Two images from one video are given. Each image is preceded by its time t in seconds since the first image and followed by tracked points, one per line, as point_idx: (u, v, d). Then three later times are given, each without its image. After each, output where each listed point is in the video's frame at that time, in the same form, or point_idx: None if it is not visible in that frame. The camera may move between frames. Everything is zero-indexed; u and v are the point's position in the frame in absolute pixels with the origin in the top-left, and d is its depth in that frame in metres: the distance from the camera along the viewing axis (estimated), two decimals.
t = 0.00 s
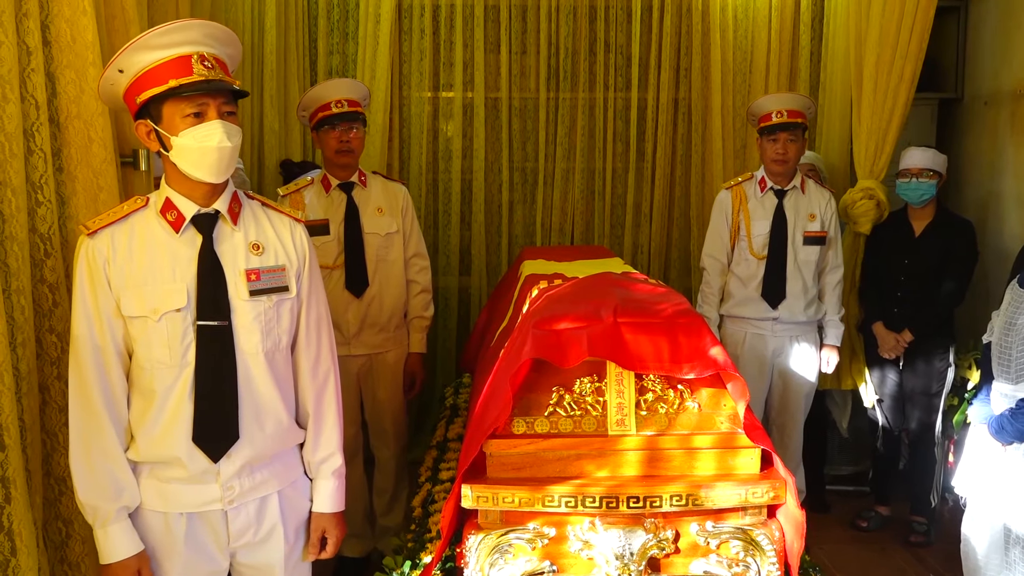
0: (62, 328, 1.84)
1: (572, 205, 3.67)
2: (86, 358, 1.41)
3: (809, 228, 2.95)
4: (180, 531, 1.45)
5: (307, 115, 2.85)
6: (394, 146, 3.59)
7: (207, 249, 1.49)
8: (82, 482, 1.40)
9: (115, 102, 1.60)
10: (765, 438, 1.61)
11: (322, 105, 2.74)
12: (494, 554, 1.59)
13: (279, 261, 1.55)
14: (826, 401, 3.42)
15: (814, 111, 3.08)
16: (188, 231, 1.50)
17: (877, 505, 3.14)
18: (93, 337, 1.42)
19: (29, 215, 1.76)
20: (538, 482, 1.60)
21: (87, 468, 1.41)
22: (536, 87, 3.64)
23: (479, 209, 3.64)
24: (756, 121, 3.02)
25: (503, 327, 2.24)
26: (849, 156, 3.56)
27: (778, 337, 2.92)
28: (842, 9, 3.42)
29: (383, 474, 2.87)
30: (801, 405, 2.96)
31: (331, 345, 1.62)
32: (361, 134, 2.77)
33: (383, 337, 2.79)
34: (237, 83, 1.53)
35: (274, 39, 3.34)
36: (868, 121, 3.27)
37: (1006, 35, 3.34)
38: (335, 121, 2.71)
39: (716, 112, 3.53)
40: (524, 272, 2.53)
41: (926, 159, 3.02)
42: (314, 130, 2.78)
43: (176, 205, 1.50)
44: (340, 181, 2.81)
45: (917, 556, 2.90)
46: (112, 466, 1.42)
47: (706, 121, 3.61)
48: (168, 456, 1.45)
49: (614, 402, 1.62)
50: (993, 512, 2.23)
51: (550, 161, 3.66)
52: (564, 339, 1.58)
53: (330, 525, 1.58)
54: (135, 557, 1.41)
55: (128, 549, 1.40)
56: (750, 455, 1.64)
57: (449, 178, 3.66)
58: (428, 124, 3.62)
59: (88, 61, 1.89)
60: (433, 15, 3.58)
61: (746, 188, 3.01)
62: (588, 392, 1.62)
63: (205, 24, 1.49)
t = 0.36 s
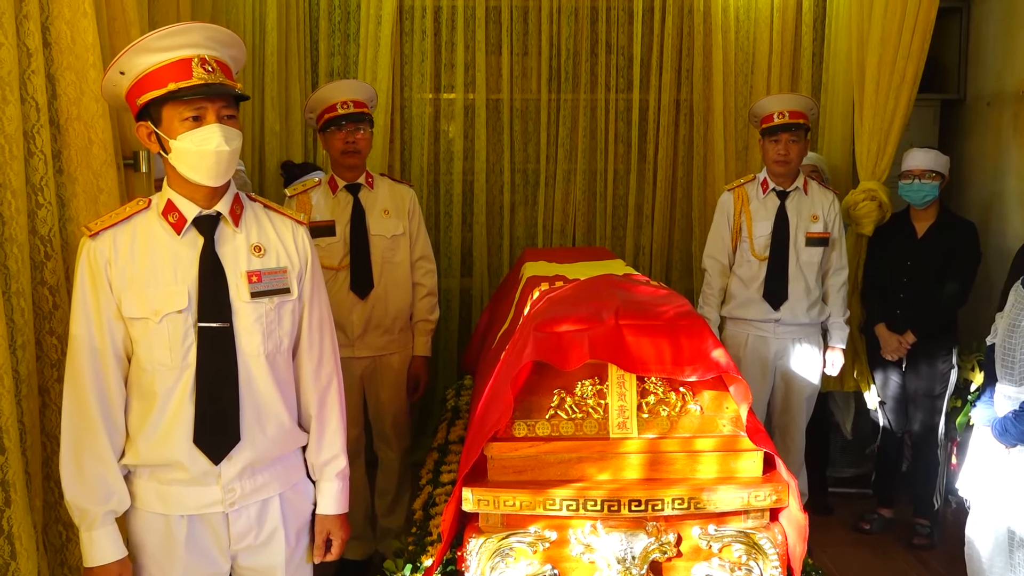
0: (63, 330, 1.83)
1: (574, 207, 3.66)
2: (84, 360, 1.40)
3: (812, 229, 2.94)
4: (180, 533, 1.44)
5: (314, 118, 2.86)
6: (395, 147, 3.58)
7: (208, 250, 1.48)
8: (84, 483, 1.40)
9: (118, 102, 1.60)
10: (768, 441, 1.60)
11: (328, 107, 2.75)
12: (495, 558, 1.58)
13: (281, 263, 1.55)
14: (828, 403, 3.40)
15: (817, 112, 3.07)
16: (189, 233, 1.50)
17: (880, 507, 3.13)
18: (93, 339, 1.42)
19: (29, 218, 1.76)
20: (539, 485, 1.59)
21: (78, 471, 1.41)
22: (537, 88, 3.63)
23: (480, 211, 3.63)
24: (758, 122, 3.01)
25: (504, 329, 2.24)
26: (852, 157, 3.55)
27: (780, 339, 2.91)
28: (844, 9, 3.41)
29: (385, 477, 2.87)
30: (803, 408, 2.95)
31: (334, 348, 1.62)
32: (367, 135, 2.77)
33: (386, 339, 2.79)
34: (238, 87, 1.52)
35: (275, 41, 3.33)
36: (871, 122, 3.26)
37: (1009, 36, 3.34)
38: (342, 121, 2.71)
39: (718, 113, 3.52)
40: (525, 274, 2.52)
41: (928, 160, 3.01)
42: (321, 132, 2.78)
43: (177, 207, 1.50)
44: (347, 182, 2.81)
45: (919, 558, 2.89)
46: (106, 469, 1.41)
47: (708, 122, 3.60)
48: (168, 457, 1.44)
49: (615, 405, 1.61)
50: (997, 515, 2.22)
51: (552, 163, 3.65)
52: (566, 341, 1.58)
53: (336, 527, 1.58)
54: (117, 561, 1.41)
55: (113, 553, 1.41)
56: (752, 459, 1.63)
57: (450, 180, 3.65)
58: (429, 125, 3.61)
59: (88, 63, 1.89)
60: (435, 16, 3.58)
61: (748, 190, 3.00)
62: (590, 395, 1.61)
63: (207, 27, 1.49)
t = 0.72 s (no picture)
0: (60, 343, 1.82)
1: (575, 218, 3.65)
2: (78, 371, 1.39)
3: (815, 242, 2.93)
4: (172, 548, 1.42)
5: (319, 129, 2.86)
6: (396, 158, 3.58)
7: (207, 263, 1.47)
8: (77, 496, 1.38)
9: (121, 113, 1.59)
10: (770, 457, 1.59)
11: (332, 118, 2.75)
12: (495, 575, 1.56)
13: (279, 276, 1.53)
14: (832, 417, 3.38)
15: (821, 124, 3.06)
16: (188, 244, 1.49)
17: (884, 522, 3.11)
18: (87, 349, 1.41)
19: (26, 230, 1.75)
20: (538, 502, 1.57)
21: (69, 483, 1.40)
22: (538, 100, 3.63)
23: (481, 222, 3.62)
24: (761, 135, 3.00)
25: (505, 342, 2.22)
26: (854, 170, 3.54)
27: (783, 352, 2.90)
28: (845, 21, 3.40)
29: (384, 491, 2.85)
30: (805, 422, 2.93)
31: (332, 362, 1.60)
32: (372, 146, 2.76)
33: (387, 352, 2.77)
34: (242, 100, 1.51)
35: (276, 52, 3.33)
36: (873, 134, 3.25)
37: (1010, 48, 3.33)
38: (346, 132, 2.71)
39: (719, 125, 3.52)
40: (525, 286, 2.51)
41: (931, 173, 3.00)
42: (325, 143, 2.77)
43: (177, 218, 1.49)
44: (351, 194, 2.80)
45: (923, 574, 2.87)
46: (98, 481, 1.40)
47: (710, 133, 3.59)
48: (162, 471, 1.42)
49: (616, 420, 1.59)
50: (1002, 531, 2.19)
51: (553, 175, 3.64)
52: (566, 355, 1.56)
53: (332, 543, 1.55)
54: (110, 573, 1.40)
55: (104, 566, 1.39)
56: (755, 475, 1.61)
57: (451, 192, 3.64)
58: (430, 136, 3.61)
59: (87, 74, 1.88)
60: (436, 28, 3.58)
61: (751, 202, 2.99)
62: (590, 410, 1.60)
63: (212, 40, 1.48)
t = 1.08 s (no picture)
0: (43, 366, 1.78)
1: (574, 235, 3.61)
2: (65, 390, 1.35)
3: (818, 258, 2.88)
4: None
5: (316, 146, 2.83)
6: (393, 176, 3.55)
7: (202, 282, 1.43)
8: (63, 521, 1.33)
9: (118, 129, 1.56)
10: (774, 482, 1.54)
11: (330, 135, 2.72)
12: None
13: (275, 296, 1.49)
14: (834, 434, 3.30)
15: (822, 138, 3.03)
16: (183, 262, 1.45)
17: (890, 543, 3.04)
18: (75, 368, 1.36)
19: (8, 250, 1.72)
20: (535, 529, 1.52)
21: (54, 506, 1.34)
22: (536, 117, 3.61)
23: (479, 240, 3.59)
24: (762, 150, 2.97)
25: (501, 362, 2.18)
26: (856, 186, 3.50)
27: (786, 369, 2.85)
28: (844, 37, 3.38)
29: (380, 514, 2.80)
30: (809, 442, 2.87)
31: (328, 386, 1.55)
32: (370, 164, 2.73)
33: (383, 372, 2.72)
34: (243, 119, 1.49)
35: (271, 69, 3.31)
36: (874, 149, 3.22)
37: (1011, 63, 3.31)
38: (344, 150, 2.67)
39: (718, 141, 3.49)
40: (523, 305, 2.47)
41: (932, 188, 2.97)
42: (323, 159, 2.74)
43: (172, 236, 1.46)
44: (349, 212, 2.77)
45: None
46: (84, 505, 1.35)
47: (709, 150, 3.56)
48: (149, 496, 1.37)
49: (615, 444, 1.55)
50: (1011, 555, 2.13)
51: (551, 192, 3.61)
52: (563, 376, 1.52)
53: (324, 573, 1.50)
54: None
55: None
56: (759, 501, 1.56)
57: (449, 210, 3.61)
58: (427, 153, 3.58)
59: (74, 91, 1.85)
60: (433, 45, 3.56)
61: (753, 219, 2.97)
62: (588, 433, 1.55)
63: (214, 58, 1.46)
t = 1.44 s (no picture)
0: (33, 374, 1.77)
1: (568, 242, 3.61)
2: (67, 394, 1.34)
3: (813, 264, 2.89)
4: None
5: (311, 154, 2.82)
6: (388, 182, 3.55)
7: (204, 289, 1.42)
8: (61, 526, 1.33)
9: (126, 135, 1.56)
10: (770, 489, 1.54)
11: (326, 143, 2.72)
12: None
13: (277, 305, 1.48)
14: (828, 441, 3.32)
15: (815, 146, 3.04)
16: (186, 269, 1.45)
17: (885, 550, 3.03)
18: (77, 371, 1.36)
19: None
20: (530, 538, 1.52)
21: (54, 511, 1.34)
22: (531, 124, 3.61)
23: (474, 246, 3.59)
24: (756, 159, 2.99)
25: (496, 370, 2.17)
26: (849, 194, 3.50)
27: (781, 376, 2.85)
28: (837, 44, 3.39)
29: (374, 522, 2.78)
30: (804, 449, 2.87)
31: (329, 397, 1.53)
32: (365, 171, 2.72)
33: (378, 379, 2.71)
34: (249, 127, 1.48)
35: (265, 76, 3.31)
36: (868, 156, 3.22)
37: (1004, 70, 3.32)
38: (340, 158, 2.67)
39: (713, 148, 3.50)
40: (518, 312, 2.47)
41: (926, 195, 2.98)
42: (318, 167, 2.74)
43: (176, 242, 1.45)
44: (345, 219, 2.76)
45: None
46: (83, 511, 1.34)
47: (703, 156, 3.57)
48: (147, 502, 1.36)
49: (609, 452, 1.55)
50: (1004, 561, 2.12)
51: (546, 199, 3.61)
52: (557, 384, 1.52)
53: None
54: None
55: None
56: (754, 509, 1.56)
57: (444, 217, 3.61)
58: (422, 160, 3.58)
59: (66, 98, 1.85)
60: (427, 52, 3.56)
61: (748, 227, 2.97)
62: (583, 441, 1.55)
63: (220, 66, 1.44)
